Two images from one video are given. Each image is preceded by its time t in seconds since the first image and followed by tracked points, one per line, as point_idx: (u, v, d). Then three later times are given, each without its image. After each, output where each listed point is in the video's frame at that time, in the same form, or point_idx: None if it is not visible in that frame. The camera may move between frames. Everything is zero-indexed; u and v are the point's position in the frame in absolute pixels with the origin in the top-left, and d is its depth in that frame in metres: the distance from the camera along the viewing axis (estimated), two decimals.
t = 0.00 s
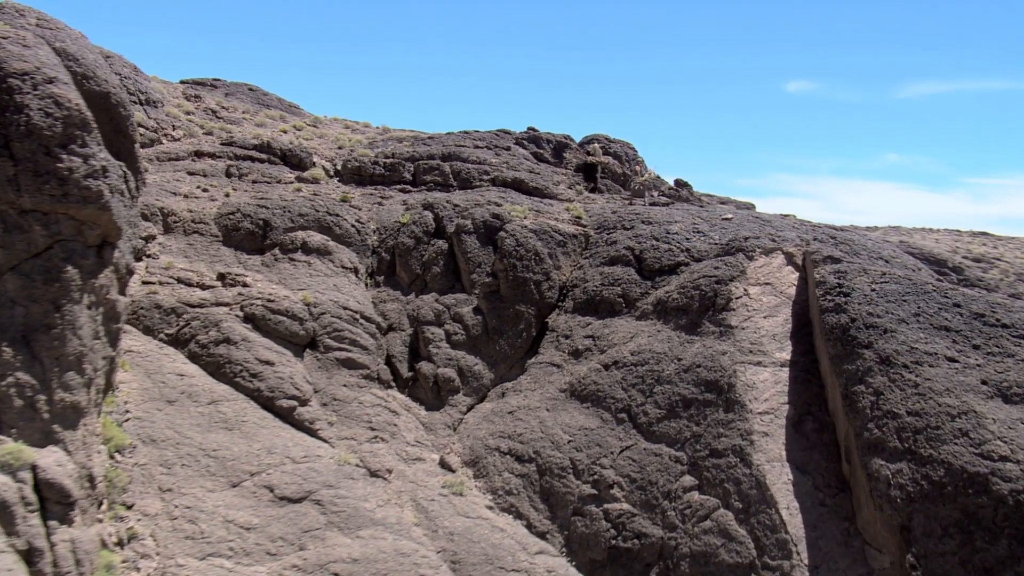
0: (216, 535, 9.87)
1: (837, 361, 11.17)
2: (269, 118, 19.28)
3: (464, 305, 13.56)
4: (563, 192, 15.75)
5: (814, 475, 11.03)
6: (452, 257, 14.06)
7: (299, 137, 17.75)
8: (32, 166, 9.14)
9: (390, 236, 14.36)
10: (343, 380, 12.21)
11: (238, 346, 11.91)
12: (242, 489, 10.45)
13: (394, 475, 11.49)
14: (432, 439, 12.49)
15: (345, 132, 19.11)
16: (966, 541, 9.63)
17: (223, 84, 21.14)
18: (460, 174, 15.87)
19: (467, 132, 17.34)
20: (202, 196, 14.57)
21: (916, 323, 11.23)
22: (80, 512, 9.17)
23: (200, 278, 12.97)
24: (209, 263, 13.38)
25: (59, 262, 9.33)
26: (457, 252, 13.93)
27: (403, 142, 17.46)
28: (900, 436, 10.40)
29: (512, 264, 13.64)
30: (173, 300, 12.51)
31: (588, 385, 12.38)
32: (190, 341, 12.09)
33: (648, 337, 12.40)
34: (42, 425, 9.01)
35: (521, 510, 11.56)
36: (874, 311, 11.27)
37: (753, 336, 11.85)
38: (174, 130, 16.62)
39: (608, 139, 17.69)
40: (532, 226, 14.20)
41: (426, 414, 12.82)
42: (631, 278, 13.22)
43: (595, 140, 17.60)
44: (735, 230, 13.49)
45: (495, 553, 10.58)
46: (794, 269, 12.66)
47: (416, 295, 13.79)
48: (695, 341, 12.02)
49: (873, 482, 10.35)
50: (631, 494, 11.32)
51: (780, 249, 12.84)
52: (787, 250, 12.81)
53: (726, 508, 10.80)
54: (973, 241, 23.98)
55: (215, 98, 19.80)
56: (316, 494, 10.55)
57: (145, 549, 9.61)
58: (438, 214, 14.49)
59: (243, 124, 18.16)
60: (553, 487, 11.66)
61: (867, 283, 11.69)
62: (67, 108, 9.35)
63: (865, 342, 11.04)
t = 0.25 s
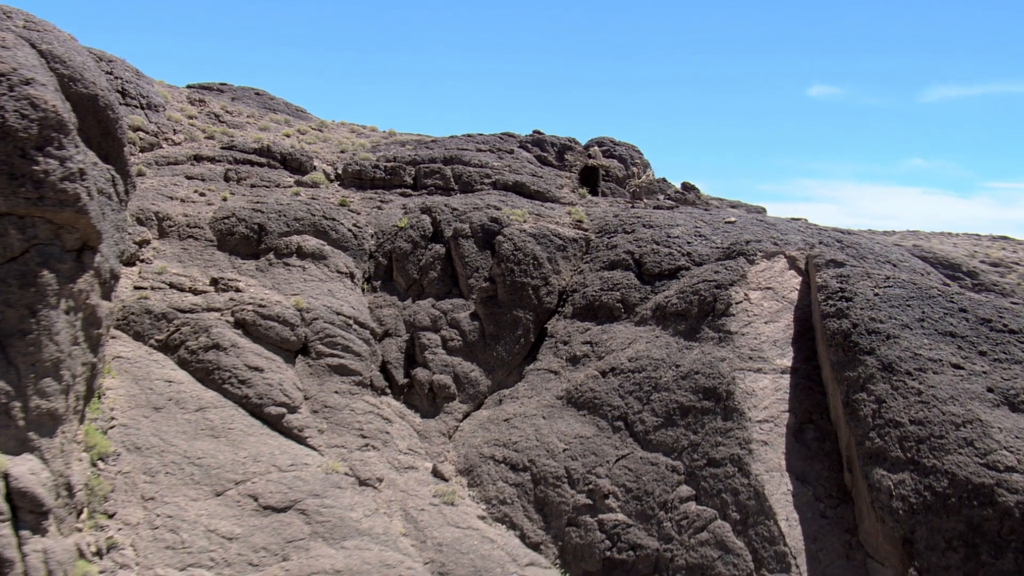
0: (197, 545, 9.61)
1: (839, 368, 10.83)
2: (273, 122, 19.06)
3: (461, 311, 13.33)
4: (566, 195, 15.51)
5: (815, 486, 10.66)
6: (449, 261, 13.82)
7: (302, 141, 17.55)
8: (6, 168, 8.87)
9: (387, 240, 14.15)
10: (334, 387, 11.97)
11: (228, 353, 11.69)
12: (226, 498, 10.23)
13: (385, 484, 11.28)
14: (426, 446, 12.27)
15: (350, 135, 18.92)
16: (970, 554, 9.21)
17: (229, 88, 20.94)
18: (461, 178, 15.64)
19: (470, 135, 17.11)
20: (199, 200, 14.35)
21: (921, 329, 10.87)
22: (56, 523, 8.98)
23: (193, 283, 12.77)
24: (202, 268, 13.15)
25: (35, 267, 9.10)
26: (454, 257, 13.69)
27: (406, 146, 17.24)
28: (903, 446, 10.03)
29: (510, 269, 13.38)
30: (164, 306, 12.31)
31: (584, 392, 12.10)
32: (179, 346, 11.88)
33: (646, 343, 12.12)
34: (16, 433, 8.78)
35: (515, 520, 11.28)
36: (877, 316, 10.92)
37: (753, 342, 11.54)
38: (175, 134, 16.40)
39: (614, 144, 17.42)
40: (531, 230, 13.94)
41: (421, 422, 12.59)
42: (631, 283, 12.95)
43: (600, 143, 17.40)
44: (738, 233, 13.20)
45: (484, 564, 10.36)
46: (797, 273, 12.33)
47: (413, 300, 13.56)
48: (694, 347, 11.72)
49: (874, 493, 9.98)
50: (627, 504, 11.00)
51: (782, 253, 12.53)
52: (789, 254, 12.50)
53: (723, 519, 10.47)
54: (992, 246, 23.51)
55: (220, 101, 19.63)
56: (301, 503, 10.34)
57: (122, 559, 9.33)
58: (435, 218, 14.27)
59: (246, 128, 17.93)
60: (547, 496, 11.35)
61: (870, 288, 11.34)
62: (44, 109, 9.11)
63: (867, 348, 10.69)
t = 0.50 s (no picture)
0: (178, 557, 9.33)
1: (841, 377, 10.47)
2: (277, 127, 18.83)
3: (458, 317, 13.08)
4: (568, 200, 15.25)
5: (816, 497, 10.23)
6: (447, 266, 13.57)
7: (304, 145, 17.35)
8: None
9: (385, 245, 13.93)
10: (326, 394, 11.74)
11: (217, 359, 11.46)
12: (209, 509, 9.99)
13: (376, 494, 11.03)
14: (420, 455, 12.01)
15: (354, 140, 18.72)
16: (976, 570, 8.76)
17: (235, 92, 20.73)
18: (463, 182, 15.40)
19: (474, 138, 16.87)
20: (195, 205, 14.11)
21: (926, 336, 10.49)
22: (30, 533, 8.73)
23: (185, 289, 12.54)
24: (195, 273, 12.92)
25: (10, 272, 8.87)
26: (452, 262, 13.44)
27: (409, 149, 17.03)
28: (906, 457, 9.59)
29: (508, 274, 13.12)
30: (154, 311, 12.08)
31: (582, 400, 11.82)
32: (169, 353, 11.65)
33: (644, 349, 11.81)
34: None
35: (509, 531, 10.99)
36: (880, 322, 10.55)
37: (754, 349, 11.21)
38: (175, 138, 16.17)
39: (619, 146, 17.19)
40: (530, 234, 13.68)
41: (416, 430, 12.34)
42: (631, 288, 12.66)
43: (605, 147, 17.18)
44: (741, 237, 12.89)
45: None
46: (800, 277, 12.00)
47: (409, 306, 13.32)
48: (693, 354, 11.40)
49: (876, 506, 9.54)
50: (622, 515, 10.66)
51: (785, 257, 12.21)
52: (792, 258, 12.17)
53: (721, 531, 10.06)
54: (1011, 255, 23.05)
55: (225, 105, 19.45)
56: (286, 514, 10.10)
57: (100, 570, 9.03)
58: (434, 222, 14.04)
59: (249, 133, 17.69)
60: (542, 507, 11.06)
61: (874, 293, 10.98)
62: (19, 111, 8.88)
63: (870, 355, 10.32)
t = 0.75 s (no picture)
0: (154, 571, 8.99)
1: (845, 387, 10.04)
2: (281, 130, 18.55)
3: (455, 323, 12.76)
4: (572, 203, 14.92)
5: (821, 511, 9.75)
6: (444, 271, 13.25)
7: (306, 148, 17.08)
8: None
9: (381, 250, 13.62)
10: (316, 403, 11.43)
11: (204, 367, 11.15)
12: (189, 521, 9.65)
13: (365, 506, 10.70)
14: (413, 465, 11.68)
15: (358, 143, 18.46)
16: None
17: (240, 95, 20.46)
18: (464, 186, 15.08)
19: (477, 141, 16.57)
20: (190, 209, 13.82)
21: (935, 344, 10.02)
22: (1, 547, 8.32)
23: (175, 294, 12.25)
24: (187, 279, 12.63)
25: None
26: (449, 267, 13.12)
27: (412, 152, 16.73)
28: (913, 470, 9.11)
29: (506, 280, 12.78)
30: (142, 317, 11.79)
31: (579, 410, 11.46)
32: (156, 360, 11.33)
33: (644, 357, 11.44)
34: None
35: (503, 545, 10.64)
36: (887, 329, 10.12)
37: (756, 357, 10.81)
38: (174, 141, 15.87)
39: (626, 149, 16.87)
40: (530, 238, 13.34)
41: (410, 440, 12.01)
42: (631, 294, 12.30)
43: (611, 149, 16.87)
44: (745, 242, 12.51)
45: None
46: (806, 282, 11.58)
47: (405, 312, 13.00)
48: (693, 362, 11.02)
49: (881, 521, 9.05)
50: (618, 529, 10.25)
51: (790, 261, 11.81)
52: (797, 262, 11.77)
53: (720, 547, 9.61)
54: None
55: (229, 107, 19.22)
56: (268, 527, 9.78)
57: None
58: (431, 226, 13.72)
59: (251, 136, 17.40)
60: (536, 520, 10.68)
61: (881, 300, 10.54)
62: None
63: (876, 364, 9.89)
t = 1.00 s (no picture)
0: None
1: (851, 397, 9.61)
2: (284, 133, 18.28)
3: (452, 330, 12.43)
4: (576, 208, 14.58)
5: (825, 526, 9.30)
6: (442, 277, 12.92)
7: (308, 151, 16.82)
8: None
9: (378, 254, 13.31)
10: (307, 412, 11.11)
11: (191, 375, 10.84)
12: (170, 534, 9.33)
13: (354, 519, 10.38)
14: (406, 476, 11.35)
15: (363, 146, 18.19)
16: None
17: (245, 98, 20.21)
18: (466, 189, 14.76)
19: (481, 143, 16.27)
20: (185, 214, 13.54)
21: (944, 351, 9.55)
22: None
23: (165, 301, 11.96)
24: (178, 284, 12.34)
25: None
26: (446, 272, 12.79)
27: (415, 155, 16.43)
28: (920, 484, 8.65)
29: (504, 285, 12.43)
30: (130, 324, 11.50)
31: (576, 420, 11.10)
32: (143, 368, 11.03)
33: (643, 365, 11.06)
34: None
35: (496, 559, 10.28)
36: (893, 337, 9.66)
37: (759, 366, 10.42)
38: (173, 145, 15.61)
39: (633, 151, 16.52)
40: (529, 243, 12.99)
41: (404, 450, 11.69)
42: (632, 300, 11.93)
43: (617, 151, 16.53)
44: (751, 246, 12.12)
45: None
46: (812, 287, 11.17)
47: (402, 319, 12.68)
48: (694, 371, 10.64)
49: (887, 538, 8.60)
50: (615, 544, 9.87)
51: (795, 265, 11.41)
52: (803, 267, 11.37)
53: (720, 563, 9.20)
54: None
55: (234, 111, 19.00)
56: (251, 540, 9.47)
57: None
58: (429, 231, 13.41)
59: (254, 139, 17.13)
60: (531, 533, 10.31)
61: (888, 306, 10.09)
62: None
63: (882, 373, 9.45)
